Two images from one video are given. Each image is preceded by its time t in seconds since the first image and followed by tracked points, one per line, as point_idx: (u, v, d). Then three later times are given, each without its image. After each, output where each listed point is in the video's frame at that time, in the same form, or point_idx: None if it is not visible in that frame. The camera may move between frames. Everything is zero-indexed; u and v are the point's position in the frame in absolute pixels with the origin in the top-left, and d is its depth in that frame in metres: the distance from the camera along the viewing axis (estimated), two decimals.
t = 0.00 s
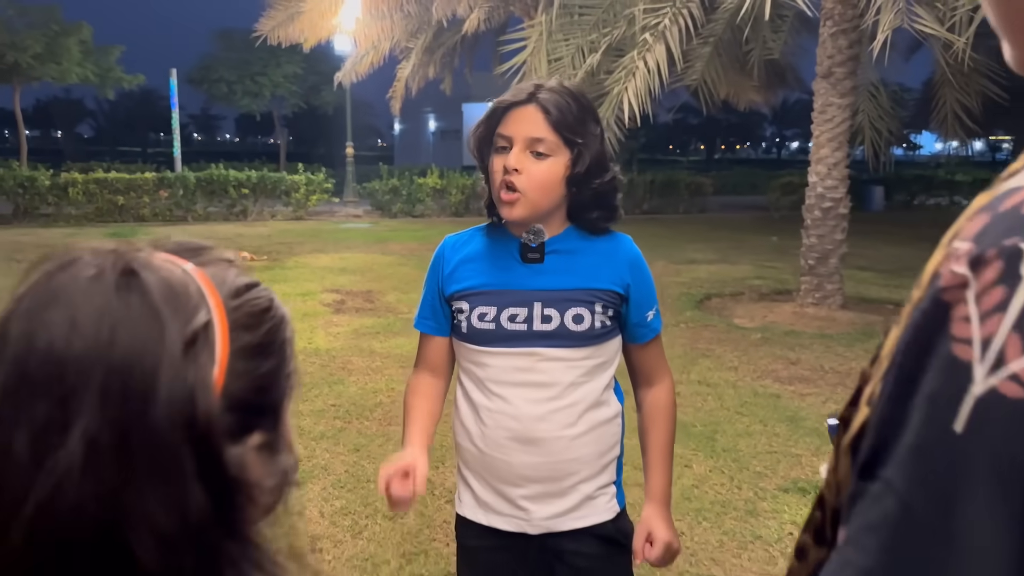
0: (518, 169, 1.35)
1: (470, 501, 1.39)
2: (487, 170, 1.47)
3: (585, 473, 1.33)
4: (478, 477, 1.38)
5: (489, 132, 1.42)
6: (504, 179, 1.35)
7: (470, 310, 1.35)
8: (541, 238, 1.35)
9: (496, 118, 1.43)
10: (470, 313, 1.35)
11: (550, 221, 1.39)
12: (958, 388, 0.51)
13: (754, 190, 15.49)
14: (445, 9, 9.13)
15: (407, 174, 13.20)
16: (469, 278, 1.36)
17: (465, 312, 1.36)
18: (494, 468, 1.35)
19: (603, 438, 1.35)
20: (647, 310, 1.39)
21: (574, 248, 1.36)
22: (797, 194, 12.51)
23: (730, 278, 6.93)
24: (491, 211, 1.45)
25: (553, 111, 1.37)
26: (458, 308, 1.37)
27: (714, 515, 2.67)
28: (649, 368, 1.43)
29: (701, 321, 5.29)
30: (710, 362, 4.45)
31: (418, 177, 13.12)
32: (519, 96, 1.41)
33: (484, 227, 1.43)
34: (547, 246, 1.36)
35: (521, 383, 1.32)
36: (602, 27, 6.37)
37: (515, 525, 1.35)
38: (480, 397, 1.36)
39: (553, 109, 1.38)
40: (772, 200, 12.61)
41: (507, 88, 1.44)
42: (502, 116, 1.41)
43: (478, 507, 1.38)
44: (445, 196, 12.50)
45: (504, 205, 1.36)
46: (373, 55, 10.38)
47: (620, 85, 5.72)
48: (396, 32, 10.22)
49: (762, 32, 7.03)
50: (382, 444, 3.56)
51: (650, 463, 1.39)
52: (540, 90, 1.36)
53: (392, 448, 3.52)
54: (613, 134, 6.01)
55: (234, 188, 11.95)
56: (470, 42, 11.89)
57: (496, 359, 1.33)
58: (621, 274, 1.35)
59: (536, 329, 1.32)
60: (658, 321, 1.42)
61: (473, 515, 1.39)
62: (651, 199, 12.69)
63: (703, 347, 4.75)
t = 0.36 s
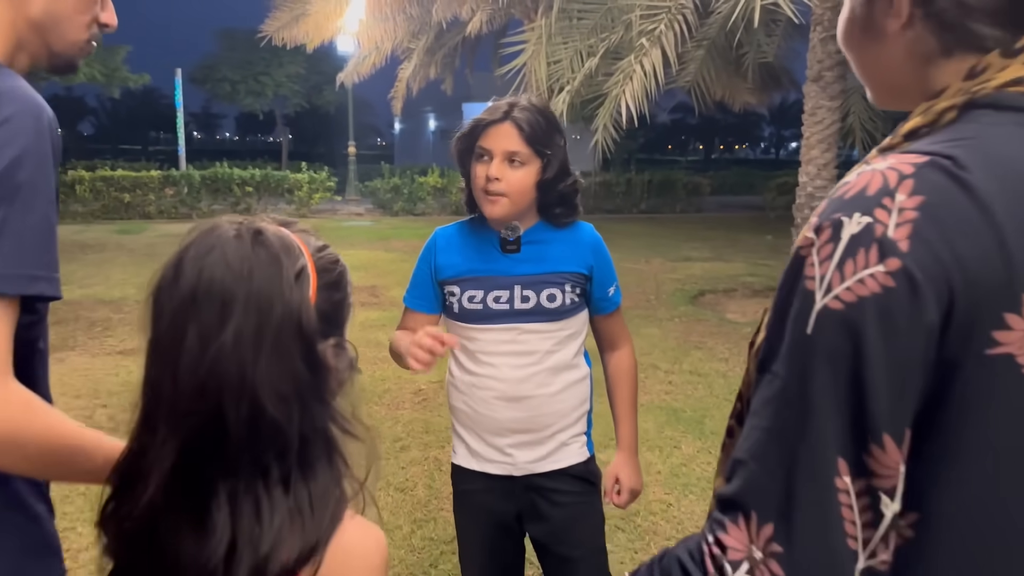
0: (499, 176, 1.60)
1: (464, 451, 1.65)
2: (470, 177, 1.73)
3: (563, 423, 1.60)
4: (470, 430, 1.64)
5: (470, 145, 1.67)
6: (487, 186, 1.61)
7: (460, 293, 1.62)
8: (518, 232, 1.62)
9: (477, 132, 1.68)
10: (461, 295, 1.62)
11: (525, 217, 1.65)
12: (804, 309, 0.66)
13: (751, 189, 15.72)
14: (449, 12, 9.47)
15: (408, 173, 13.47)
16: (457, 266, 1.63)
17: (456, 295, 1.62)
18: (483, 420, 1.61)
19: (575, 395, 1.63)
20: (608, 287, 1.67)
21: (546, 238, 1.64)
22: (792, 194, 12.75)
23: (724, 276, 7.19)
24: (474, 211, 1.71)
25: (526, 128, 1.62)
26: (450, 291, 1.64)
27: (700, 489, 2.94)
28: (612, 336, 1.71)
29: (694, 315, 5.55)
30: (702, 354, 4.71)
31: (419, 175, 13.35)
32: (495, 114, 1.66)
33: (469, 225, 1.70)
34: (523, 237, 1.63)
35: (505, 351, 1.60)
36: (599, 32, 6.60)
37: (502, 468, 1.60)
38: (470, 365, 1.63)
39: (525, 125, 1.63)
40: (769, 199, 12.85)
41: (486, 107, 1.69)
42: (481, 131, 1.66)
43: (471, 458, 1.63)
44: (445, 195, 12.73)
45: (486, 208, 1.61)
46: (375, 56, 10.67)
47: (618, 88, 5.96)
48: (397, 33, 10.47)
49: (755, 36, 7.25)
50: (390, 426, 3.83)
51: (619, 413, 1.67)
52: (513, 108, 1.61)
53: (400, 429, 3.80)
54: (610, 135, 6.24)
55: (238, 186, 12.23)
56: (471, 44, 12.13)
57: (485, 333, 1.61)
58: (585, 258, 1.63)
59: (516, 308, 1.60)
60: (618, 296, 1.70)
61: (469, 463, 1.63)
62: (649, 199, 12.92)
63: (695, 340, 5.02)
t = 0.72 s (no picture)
0: (479, 172, 1.93)
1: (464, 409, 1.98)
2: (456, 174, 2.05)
3: (549, 383, 1.95)
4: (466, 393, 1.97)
5: (457, 145, 2.00)
6: (470, 181, 1.93)
7: (455, 279, 1.95)
8: (501, 223, 1.96)
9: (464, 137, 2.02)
10: (456, 281, 1.95)
11: (502, 207, 1.98)
12: (695, 258, 0.96)
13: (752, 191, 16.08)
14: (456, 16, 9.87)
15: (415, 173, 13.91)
16: (451, 257, 1.95)
17: (452, 281, 1.95)
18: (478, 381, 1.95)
19: (557, 357, 1.98)
20: (581, 265, 2.01)
21: (527, 227, 1.98)
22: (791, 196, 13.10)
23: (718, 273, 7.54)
24: (461, 207, 2.04)
25: (503, 134, 1.95)
26: (447, 278, 1.96)
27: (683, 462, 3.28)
28: (585, 306, 2.07)
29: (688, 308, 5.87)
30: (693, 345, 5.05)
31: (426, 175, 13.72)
32: (480, 122, 2.00)
33: (457, 219, 2.03)
34: (506, 227, 1.97)
35: (498, 325, 1.94)
36: (600, 39, 6.90)
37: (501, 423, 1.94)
38: (468, 340, 1.97)
39: (503, 133, 1.96)
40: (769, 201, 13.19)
41: (474, 115, 2.02)
42: (467, 136, 2.00)
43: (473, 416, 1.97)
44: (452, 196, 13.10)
45: (468, 199, 1.94)
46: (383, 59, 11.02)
47: (619, 91, 6.27)
48: (407, 38, 10.87)
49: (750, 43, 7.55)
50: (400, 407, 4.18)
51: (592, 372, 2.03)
52: (493, 113, 1.93)
53: (409, 410, 4.15)
54: (611, 137, 6.54)
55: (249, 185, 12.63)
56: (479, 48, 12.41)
57: (480, 311, 1.95)
58: (561, 243, 1.98)
59: (504, 289, 1.94)
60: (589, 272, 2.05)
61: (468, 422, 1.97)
62: (652, 200, 13.26)
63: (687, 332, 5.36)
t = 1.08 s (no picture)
0: (510, 187, 2.21)
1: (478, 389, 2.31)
2: (486, 184, 2.32)
3: (558, 369, 2.29)
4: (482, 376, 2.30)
5: (487, 161, 2.26)
6: (503, 195, 2.21)
7: (481, 277, 2.27)
8: (526, 230, 2.25)
9: (491, 152, 2.28)
10: (482, 278, 2.27)
11: (529, 214, 2.28)
12: (646, 230, 1.28)
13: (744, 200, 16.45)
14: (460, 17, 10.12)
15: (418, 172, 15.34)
16: (479, 257, 2.27)
17: (479, 278, 2.27)
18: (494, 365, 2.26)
19: (567, 349, 2.31)
20: (592, 267, 2.35)
21: (547, 233, 2.28)
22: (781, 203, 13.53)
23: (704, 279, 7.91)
24: (489, 213, 2.32)
25: (531, 151, 2.21)
26: (474, 275, 2.28)
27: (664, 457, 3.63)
28: (593, 305, 2.41)
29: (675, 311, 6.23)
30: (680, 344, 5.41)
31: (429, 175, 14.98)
32: (504, 137, 2.25)
33: (485, 223, 2.32)
34: (529, 233, 2.27)
35: (519, 319, 2.26)
36: (598, 43, 7.26)
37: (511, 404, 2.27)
38: (488, 329, 2.29)
39: (527, 147, 2.23)
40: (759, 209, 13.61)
41: (498, 130, 2.26)
42: (495, 153, 2.26)
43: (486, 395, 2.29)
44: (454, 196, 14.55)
45: (502, 212, 2.23)
46: (388, 58, 11.20)
47: (616, 94, 6.61)
48: (412, 39, 10.99)
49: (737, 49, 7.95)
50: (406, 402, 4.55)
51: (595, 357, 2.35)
52: (518, 133, 2.18)
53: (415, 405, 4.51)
54: (609, 137, 6.88)
55: (256, 182, 13.23)
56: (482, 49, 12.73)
57: (502, 306, 2.27)
58: (577, 248, 2.30)
59: (525, 287, 2.26)
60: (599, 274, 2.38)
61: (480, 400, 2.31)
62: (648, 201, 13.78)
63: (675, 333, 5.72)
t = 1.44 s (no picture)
0: (556, 167, 2.37)
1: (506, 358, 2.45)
2: (527, 169, 2.46)
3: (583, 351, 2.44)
4: (510, 348, 2.46)
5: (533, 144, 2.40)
6: (551, 176, 2.36)
7: (519, 256, 2.42)
8: (564, 213, 2.40)
9: (533, 138, 2.43)
10: (519, 258, 2.42)
11: (569, 196, 2.43)
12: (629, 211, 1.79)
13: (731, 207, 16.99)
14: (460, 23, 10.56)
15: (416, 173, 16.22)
16: (518, 238, 2.43)
17: (516, 258, 2.42)
18: (524, 337, 2.42)
19: (593, 333, 2.45)
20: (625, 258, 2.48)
21: (584, 218, 2.43)
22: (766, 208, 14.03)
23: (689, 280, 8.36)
24: (529, 195, 2.46)
25: (572, 135, 2.39)
26: (511, 255, 2.43)
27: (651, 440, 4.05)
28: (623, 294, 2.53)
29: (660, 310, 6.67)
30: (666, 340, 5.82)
31: (427, 176, 16.12)
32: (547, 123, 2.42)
33: (525, 205, 2.46)
34: (567, 217, 2.41)
35: (550, 300, 2.41)
36: (594, 50, 7.66)
37: (533, 378, 2.42)
38: (520, 307, 2.44)
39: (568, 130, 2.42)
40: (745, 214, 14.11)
41: (540, 118, 2.44)
42: (540, 136, 2.41)
43: (513, 367, 2.44)
44: (452, 194, 15.61)
45: (551, 189, 2.36)
46: (388, 62, 11.52)
47: (610, 99, 7.05)
48: (412, 43, 11.42)
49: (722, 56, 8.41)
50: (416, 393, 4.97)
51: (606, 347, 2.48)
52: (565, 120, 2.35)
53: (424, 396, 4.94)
54: (603, 141, 7.28)
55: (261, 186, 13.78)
56: (479, 53, 13.11)
57: (536, 286, 2.42)
58: (609, 239, 2.43)
59: (558, 270, 2.40)
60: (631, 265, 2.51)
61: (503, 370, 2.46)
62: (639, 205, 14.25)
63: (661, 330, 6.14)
